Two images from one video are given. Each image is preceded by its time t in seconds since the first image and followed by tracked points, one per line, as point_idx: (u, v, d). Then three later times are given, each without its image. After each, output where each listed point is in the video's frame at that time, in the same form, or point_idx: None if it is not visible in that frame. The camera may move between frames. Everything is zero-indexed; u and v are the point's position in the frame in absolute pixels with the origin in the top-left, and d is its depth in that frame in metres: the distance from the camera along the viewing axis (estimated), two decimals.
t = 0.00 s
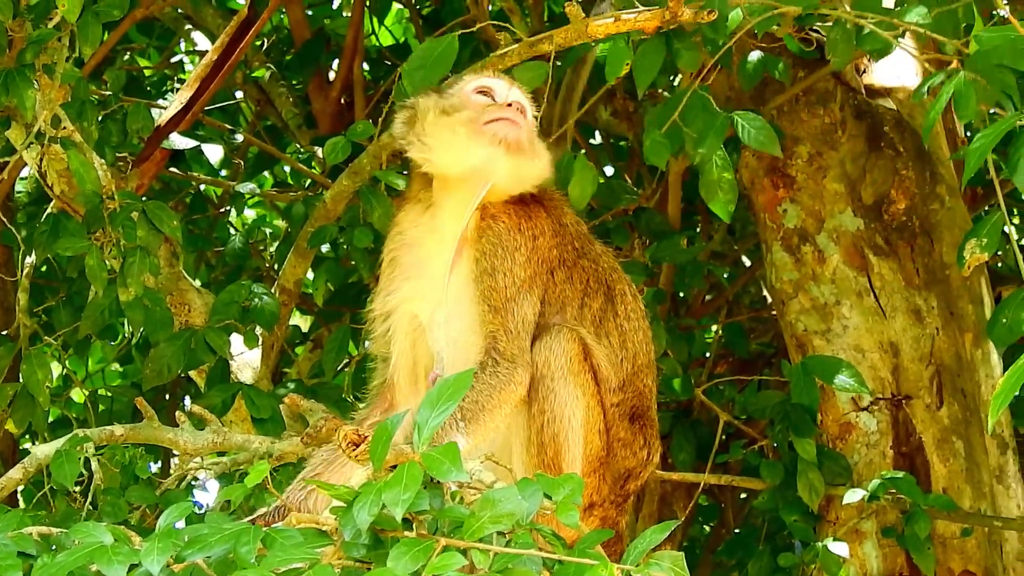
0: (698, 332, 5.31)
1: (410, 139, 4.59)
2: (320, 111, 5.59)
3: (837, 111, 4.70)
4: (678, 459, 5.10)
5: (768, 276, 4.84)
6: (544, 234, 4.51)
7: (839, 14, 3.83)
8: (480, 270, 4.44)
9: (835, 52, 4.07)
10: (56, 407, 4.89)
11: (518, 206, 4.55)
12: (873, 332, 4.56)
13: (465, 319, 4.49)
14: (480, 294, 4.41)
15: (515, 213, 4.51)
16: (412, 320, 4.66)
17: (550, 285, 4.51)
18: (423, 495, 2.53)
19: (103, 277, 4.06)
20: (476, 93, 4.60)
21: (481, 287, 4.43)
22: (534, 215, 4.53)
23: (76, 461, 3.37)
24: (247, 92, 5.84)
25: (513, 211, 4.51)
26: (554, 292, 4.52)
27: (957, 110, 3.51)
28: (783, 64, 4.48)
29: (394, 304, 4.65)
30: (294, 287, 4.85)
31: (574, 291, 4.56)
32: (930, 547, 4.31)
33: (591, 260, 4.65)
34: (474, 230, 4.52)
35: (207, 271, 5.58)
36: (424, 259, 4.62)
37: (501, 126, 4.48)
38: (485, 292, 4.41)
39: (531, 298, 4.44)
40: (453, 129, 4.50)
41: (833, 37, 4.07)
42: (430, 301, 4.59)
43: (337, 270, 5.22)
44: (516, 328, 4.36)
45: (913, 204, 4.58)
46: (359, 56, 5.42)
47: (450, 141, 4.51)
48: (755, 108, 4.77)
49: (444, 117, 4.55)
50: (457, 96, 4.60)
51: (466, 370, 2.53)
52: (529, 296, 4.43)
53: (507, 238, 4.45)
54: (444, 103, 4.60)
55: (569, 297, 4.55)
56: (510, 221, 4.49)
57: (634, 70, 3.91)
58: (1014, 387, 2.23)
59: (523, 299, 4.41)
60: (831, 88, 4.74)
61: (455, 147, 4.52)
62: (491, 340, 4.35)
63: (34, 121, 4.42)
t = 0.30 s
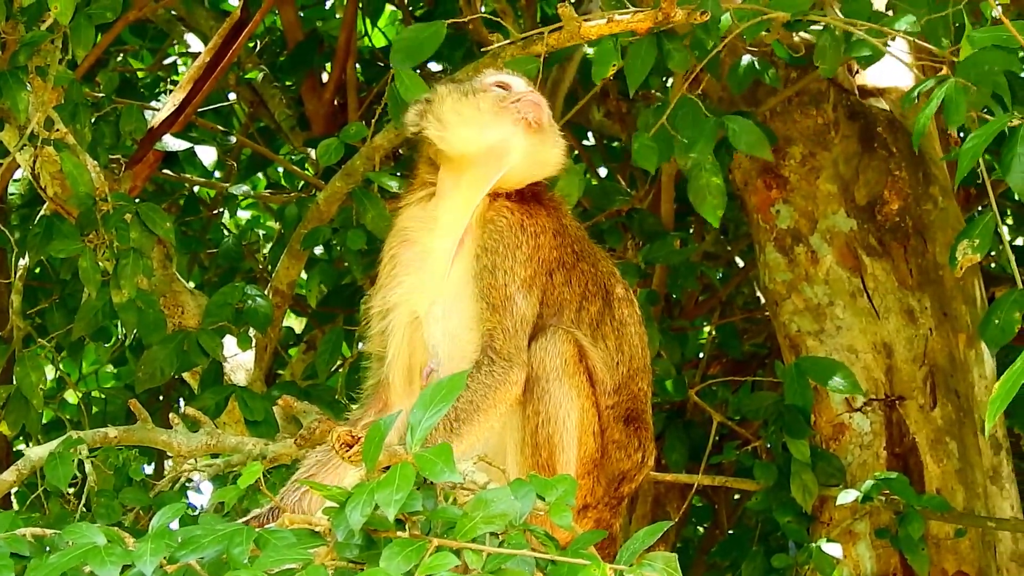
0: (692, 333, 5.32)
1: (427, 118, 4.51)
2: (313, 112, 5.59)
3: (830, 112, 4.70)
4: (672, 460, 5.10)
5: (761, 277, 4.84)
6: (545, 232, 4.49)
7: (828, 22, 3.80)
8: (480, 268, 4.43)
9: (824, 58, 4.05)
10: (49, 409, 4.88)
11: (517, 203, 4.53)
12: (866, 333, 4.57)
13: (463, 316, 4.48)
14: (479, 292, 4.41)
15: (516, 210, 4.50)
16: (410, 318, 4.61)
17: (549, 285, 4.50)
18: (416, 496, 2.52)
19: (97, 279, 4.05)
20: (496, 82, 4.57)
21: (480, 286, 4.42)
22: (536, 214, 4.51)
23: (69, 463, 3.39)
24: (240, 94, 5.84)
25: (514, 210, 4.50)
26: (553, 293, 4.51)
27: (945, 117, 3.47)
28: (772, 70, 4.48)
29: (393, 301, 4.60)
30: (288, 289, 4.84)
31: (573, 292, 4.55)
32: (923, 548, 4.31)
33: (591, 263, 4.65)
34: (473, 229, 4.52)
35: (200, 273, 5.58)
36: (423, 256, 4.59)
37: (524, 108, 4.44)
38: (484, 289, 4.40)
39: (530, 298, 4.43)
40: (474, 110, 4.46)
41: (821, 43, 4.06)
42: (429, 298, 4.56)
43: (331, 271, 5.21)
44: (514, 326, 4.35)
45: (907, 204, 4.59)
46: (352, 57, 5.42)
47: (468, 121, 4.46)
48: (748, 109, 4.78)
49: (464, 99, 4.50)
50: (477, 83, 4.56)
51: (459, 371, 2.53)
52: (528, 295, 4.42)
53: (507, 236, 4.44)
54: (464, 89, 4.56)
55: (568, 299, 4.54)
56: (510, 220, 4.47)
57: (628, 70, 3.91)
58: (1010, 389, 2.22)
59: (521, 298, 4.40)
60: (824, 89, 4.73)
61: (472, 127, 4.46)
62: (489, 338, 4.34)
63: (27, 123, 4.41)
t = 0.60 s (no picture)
0: (687, 334, 5.33)
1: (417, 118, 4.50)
2: (310, 113, 5.59)
3: (826, 114, 4.70)
4: (667, 461, 5.10)
5: (757, 279, 4.85)
6: (542, 233, 4.50)
7: (826, 32, 3.77)
8: (477, 268, 4.44)
9: (820, 68, 4.00)
10: (44, 409, 4.88)
11: (512, 204, 4.54)
12: (862, 334, 4.57)
13: (461, 316, 4.49)
14: (476, 293, 4.41)
15: (512, 211, 4.51)
16: (409, 321, 4.61)
17: (546, 286, 4.50)
18: (411, 497, 2.52)
19: (92, 279, 4.09)
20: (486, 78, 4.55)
21: (477, 287, 4.43)
22: (532, 215, 4.52)
23: (65, 464, 3.37)
24: (236, 95, 5.84)
25: (510, 210, 4.51)
26: (551, 294, 4.51)
27: (935, 135, 3.44)
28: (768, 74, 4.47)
29: (393, 304, 4.61)
30: (284, 290, 4.84)
31: (571, 294, 4.55)
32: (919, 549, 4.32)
33: (589, 264, 4.65)
34: (471, 231, 4.53)
35: (196, 273, 5.58)
36: (422, 258, 4.60)
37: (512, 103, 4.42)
38: (480, 290, 4.41)
39: (527, 298, 4.43)
40: (462, 106, 4.44)
41: (817, 54, 4.02)
42: (428, 301, 4.57)
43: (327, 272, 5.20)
44: (510, 326, 4.36)
45: (902, 206, 4.61)
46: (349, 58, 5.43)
47: (458, 119, 4.44)
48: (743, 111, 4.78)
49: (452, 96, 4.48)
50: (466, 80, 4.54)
51: (454, 373, 2.53)
52: (525, 296, 4.42)
53: (504, 237, 4.44)
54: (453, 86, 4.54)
55: (566, 300, 4.54)
56: (508, 219, 4.50)
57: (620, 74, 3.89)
58: (1003, 389, 2.21)
59: (518, 298, 4.40)
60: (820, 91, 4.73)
61: (462, 124, 4.44)
62: (485, 339, 4.35)
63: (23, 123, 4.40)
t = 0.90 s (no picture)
0: (686, 333, 5.33)
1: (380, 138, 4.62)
2: (308, 113, 5.60)
3: (825, 113, 4.69)
4: (665, 460, 5.10)
5: (756, 278, 4.85)
6: (537, 229, 4.49)
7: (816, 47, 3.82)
8: (472, 266, 4.44)
9: (809, 82, 4.05)
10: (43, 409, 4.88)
11: (507, 202, 4.54)
12: (861, 334, 4.58)
13: (457, 315, 4.49)
14: (472, 292, 4.41)
15: (507, 208, 4.50)
16: (409, 324, 4.64)
17: (542, 283, 4.49)
18: (410, 496, 2.52)
19: (91, 277, 4.08)
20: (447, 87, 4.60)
21: (473, 285, 4.43)
22: (527, 212, 4.51)
23: (63, 463, 3.37)
24: (235, 94, 5.86)
25: (505, 208, 4.50)
26: (547, 292, 4.50)
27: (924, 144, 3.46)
28: (763, 77, 4.50)
29: (393, 307, 4.64)
30: (282, 289, 4.84)
31: (568, 292, 4.54)
32: (918, 548, 4.32)
33: (585, 263, 4.64)
34: (468, 231, 4.53)
35: (194, 273, 5.59)
36: (419, 261, 4.62)
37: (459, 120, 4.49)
38: (476, 288, 4.40)
39: (523, 295, 4.42)
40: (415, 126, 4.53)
41: (808, 69, 4.06)
42: (427, 303, 4.58)
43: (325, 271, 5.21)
44: (507, 325, 4.36)
45: (901, 206, 4.60)
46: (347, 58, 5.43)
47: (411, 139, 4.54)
48: (742, 111, 4.78)
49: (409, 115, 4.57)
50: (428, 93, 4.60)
51: (453, 373, 2.53)
52: (521, 293, 4.41)
53: (499, 235, 4.43)
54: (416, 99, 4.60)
55: (562, 298, 4.53)
56: (500, 217, 4.48)
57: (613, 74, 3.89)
58: (999, 389, 2.21)
59: (514, 296, 4.40)
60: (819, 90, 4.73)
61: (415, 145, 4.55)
62: (482, 337, 4.35)
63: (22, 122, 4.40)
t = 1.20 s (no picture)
0: (685, 335, 5.34)
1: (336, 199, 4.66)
2: (308, 114, 5.60)
3: (825, 115, 4.69)
4: (664, 462, 5.10)
5: (755, 280, 4.85)
6: (526, 225, 4.45)
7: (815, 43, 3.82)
8: (463, 263, 4.40)
9: (808, 78, 4.04)
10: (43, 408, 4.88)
11: (496, 198, 4.50)
12: (861, 336, 4.58)
13: (452, 314, 4.46)
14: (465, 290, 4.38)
15: (496, 205, 4.46)
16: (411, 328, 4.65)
17: (534, 281, 4.46)
18: (411, 498, 2.52)
19: (90, 278, 4.08)
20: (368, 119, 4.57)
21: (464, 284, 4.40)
22: (516, 208, 4.47)
23: (63, 464, 3.37)
24: (234, 94, 5.87)
25: (493, 204, 4.46)
26: (540, 291, 4.48)
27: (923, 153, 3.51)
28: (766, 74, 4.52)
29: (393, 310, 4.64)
30: (282, 290, 4.84)
31: (561, 291, 4.52)
32: (917, 551, 4.33)
33: (579, 262, 4.62)
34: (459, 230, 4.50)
35: (194, 273, 5.59)
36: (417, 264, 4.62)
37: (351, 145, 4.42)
38: (468, 286, 4.37)
39: (516, 293, 4.40)
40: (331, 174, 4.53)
41: (807, 65, 4.04)
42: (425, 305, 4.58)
43: (325, 272, 5.21)
44: (501, 323, 4.33)
45: (901, 208, 4.60)
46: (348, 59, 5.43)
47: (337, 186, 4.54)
48: (742, 113, 4.78)
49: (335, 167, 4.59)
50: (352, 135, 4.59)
51: (453, 376, 2.53)
52: (513, 290, 4.39)
53: (489, 232, 4.40)
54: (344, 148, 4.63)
55: (555, 296, 4.50)
56: (489, 214, 4.43)
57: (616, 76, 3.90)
58: (999, 392, 2.21)
59: (507, 295, 4.37)
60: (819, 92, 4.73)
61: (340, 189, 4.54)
62: (477, 336, 4.32)
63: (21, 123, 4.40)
